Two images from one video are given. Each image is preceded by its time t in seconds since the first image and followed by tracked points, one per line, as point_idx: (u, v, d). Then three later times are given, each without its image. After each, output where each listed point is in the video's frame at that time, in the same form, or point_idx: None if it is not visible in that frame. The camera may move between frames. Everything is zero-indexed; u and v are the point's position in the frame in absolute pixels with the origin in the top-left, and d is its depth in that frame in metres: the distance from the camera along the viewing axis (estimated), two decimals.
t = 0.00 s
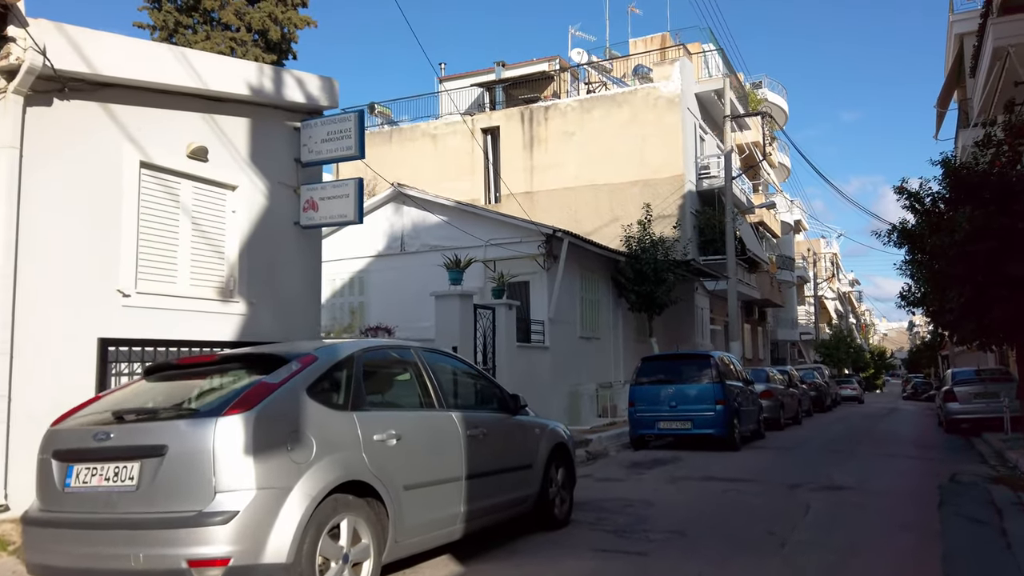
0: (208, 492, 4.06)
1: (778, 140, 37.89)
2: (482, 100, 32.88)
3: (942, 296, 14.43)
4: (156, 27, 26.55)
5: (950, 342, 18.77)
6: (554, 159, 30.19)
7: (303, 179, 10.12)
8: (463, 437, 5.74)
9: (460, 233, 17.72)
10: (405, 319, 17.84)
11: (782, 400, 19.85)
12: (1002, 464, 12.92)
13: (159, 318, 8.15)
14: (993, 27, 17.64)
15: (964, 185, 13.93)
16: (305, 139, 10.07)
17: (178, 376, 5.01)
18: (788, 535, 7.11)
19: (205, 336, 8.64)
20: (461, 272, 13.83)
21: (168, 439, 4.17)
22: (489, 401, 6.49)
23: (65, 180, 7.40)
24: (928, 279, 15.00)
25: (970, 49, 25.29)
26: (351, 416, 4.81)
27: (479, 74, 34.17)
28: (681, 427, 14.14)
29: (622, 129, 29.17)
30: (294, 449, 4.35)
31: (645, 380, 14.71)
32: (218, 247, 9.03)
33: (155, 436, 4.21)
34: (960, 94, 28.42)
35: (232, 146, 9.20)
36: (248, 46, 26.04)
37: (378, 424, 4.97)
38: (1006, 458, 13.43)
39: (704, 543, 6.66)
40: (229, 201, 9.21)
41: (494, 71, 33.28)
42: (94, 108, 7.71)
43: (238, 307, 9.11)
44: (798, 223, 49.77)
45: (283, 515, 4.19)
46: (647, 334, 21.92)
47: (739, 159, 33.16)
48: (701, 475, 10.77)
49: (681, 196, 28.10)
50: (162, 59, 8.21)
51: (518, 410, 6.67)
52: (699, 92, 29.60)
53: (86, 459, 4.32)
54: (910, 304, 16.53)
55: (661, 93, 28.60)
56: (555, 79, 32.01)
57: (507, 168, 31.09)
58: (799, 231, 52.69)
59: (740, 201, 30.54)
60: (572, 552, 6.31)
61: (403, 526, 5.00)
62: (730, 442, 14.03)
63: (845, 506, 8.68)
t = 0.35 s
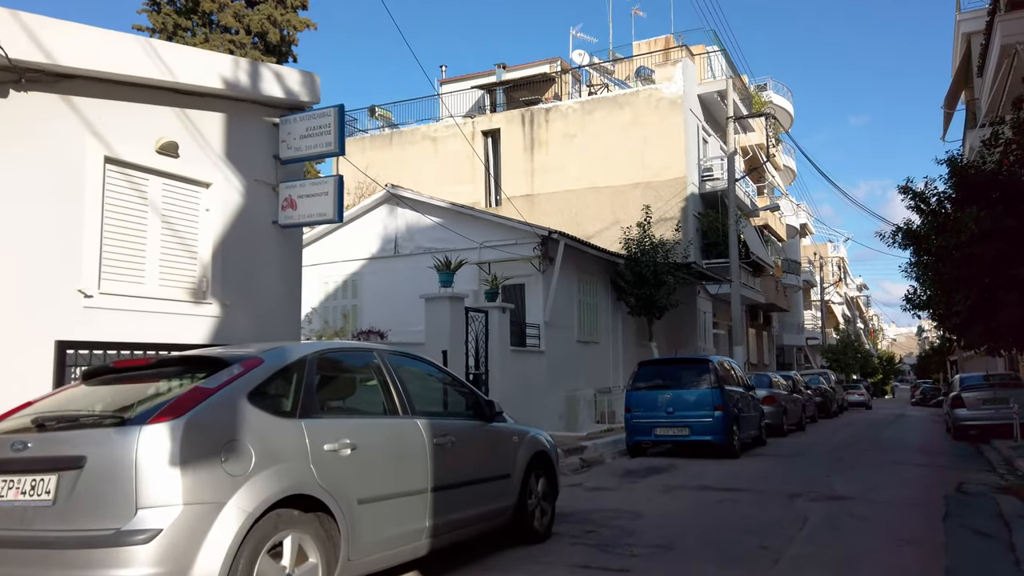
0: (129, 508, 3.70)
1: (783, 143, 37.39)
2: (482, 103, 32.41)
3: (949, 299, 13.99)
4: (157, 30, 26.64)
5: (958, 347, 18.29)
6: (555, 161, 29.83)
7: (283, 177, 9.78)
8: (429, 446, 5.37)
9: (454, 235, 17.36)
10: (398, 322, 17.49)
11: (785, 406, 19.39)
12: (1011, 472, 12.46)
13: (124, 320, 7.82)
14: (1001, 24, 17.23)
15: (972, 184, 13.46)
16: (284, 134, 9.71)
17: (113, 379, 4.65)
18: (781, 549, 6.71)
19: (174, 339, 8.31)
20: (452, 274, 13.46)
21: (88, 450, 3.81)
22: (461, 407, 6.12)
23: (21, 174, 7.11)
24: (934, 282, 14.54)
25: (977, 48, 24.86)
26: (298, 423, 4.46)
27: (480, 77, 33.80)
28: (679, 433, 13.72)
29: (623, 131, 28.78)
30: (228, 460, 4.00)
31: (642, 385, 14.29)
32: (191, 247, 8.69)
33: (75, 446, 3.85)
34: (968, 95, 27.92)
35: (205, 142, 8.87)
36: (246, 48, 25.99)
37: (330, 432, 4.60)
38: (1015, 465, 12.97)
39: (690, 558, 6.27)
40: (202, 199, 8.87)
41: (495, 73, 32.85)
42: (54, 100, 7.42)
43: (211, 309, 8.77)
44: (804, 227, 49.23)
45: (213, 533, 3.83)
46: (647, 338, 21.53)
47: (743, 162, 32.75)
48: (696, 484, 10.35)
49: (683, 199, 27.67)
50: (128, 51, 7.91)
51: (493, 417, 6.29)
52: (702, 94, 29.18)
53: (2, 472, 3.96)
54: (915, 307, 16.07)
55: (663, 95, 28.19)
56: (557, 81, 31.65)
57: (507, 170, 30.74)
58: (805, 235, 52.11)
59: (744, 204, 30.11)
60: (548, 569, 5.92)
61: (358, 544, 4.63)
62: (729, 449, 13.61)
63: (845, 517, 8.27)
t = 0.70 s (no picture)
0: (20, 540, 3.26)
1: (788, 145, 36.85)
2: (482, 104, 32.04)
3: (957, 302, 13.46)
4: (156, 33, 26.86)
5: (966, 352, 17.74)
6: (555, 163, 29.38)
7: (257, 176, 9.36)
8: (387, 462, 4.91)
9: (447, 238, 16.90)
10: (390, 327, 17.03)
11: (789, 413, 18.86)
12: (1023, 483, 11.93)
13: (80, 325, 7.40)
14: (1010, 20, 16.73)
15: (980, 183, 12.95)
16: (258, 131, 9.29)
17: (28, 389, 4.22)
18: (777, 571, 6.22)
19: (135, 344, 7.89)
20: (441, 277, 13.00)
21: None
22: (427, 419, 5.66)
23: None
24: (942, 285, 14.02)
25: (985, 47, 24.35)
26: (231, 438, 4.01)
27: (480, 79, 33.36)
28: (676, 442, 13.22)
29: (624, 133, 28.32)
30: (142, 482, 3.56)
31: (639, 392, 13.80)
32: (156, 247, 8.27)
33: None
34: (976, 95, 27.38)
35: (173, 138, 8.46)
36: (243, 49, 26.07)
37: (269, 448, 4.16)
38: None
39: None
40: (169, 198, 8.46)
41: (495, 75, 32.42)
42: (6, 92, 7.03)
43: (177, 313, 8.35)
44: (810, 231, 48.63)
45: (120, 566, 3.39)
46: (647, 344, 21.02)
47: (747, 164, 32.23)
48: (692, 497, 9.86)
49: (685, 201, 27.17)
50: (88, 41, 7.52)
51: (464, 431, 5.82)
52: (704, 94, 28.71)
53: None
54: (922, 311, 15.54)
55: (664, 95, 27.73)
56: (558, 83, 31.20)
57: (507, 173, 30.29)
58: (811, 238, 51.46)
59: (747, 206, 29.61)
60: None
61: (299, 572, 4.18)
62: (729, 458, 13.11)
63: (847, 534, 7.78)
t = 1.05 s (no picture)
0: None
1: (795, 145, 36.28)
2: (484, 105, 31.65)
3: (971, 302, 12.94)
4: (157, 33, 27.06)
5: (978, 355, 17.19)
6: (558, 163, 28.89)
7: (234, 168, 8.94)
8: (343, 470, 4.44)
9: (442, 237, 16.45)
10: (384, 329, 16.58)
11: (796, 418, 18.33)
12: None
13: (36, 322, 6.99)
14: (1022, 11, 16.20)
15: (992, 178, 12.44)
16: (235, 120, 8.88)
17: None
18: None
19: (100, 342, 7.48)
20: (433, 276, 12.53)
21: None
22: (394, 423, 5.21)
23: None
24: (954, 285, 13.50)
25: (996, 43, 23.82)
26: (155, 443, 3.57)
27: (481, 79, 32.94)
28: (677, 447, 12.72)
29: (627, 132, 27.84)
30: (42, 494, 3.12)
31: (639, 395, 13.31)
32: (124, 241, 7.87)
33: None
34: (986, 92, 26.83)
35: (142, 127, 8.06)
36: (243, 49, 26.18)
37: (200, 455, 3.71)
38: None
39: None
40: (138, 190, 8.05)
41: (496, 75, 32.00)
42: None
43: (146, 310, 7.92)
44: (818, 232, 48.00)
45: None
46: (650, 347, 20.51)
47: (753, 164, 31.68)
48: (691, 505, 9.37)
49: (690, 202, 26.67)
50: (47, 23, 7.14)
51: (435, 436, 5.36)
52: (709, 93, 28.23)
53: None
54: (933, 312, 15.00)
55: (668, 94, 27.25)
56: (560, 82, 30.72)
57: (509, 174, 29.85)
58: (819, 241, 50.81)
59: (753, 207, 29.08)
60: None
61: None
62: (731, 464, 12.60)
63: (853, 546, 7.28)
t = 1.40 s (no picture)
0: None
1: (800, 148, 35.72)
2: (485, 108, 31.28)
3: (983, 307, 12.43)
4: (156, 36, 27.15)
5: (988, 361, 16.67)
6: (559, 166, 28.42)
7: (208, 167, 8.55)
8: (290, 495, 4.04)
9: (436, 241, 16.05)
10: (376, 335, 16.17)
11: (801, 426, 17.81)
12: None
13: None
14: None
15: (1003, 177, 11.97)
16: (209, 117, 8.49)
17: None
18: None
19: (60, 349, 7.11)
20: (422, 280, 12.12)
21: None
22: (355, 440, 4.80)
23: None
24: (964, 289, 12.99)
25: (1005, 43, 23.32)
26: (60, 468, 3.21)
27: (482, 81, 32.52)
28: (675, 458, 12.27)
29: (628, 135, 27.36)
30: None
31: (637, 404, 12.85)
32: (89, 243, 7.49)
33: None
34: (995, 93, 26.28)
35: (108, 122, 7.69)
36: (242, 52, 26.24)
37: (115, 483, 3.34)
38: None
39: None
40: (104, 189, 7.67)
41: (497, 77, 31.57)
42: None
43: (110, 316, 7.53)
44: (824, 237, 47.45)
45: None
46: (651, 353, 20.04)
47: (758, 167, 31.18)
48: (688, 521, 8.92)
49: (693, 205, 26.19)
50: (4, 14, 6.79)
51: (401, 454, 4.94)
52: (712, 95, 27.76)
53: None
54: (942, 318, 14.49)
55: (671, 96, 26.73)
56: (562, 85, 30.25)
57: (509, 177, 29.41)
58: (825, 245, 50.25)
59: (757, 210, 28.59)
60: None
61: None
62: (732, 476, 12.13)
63: (859, 568, 6.82)
